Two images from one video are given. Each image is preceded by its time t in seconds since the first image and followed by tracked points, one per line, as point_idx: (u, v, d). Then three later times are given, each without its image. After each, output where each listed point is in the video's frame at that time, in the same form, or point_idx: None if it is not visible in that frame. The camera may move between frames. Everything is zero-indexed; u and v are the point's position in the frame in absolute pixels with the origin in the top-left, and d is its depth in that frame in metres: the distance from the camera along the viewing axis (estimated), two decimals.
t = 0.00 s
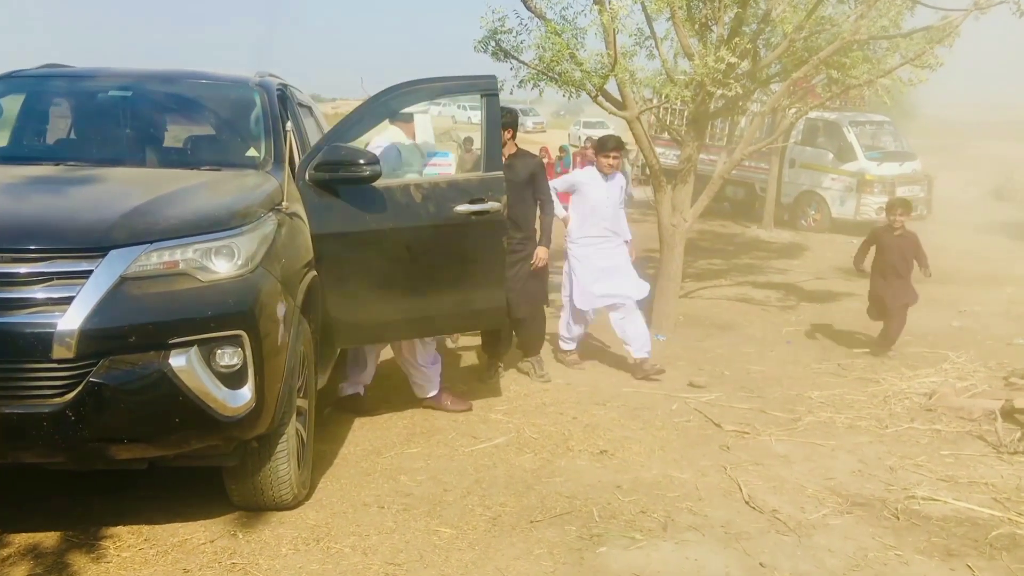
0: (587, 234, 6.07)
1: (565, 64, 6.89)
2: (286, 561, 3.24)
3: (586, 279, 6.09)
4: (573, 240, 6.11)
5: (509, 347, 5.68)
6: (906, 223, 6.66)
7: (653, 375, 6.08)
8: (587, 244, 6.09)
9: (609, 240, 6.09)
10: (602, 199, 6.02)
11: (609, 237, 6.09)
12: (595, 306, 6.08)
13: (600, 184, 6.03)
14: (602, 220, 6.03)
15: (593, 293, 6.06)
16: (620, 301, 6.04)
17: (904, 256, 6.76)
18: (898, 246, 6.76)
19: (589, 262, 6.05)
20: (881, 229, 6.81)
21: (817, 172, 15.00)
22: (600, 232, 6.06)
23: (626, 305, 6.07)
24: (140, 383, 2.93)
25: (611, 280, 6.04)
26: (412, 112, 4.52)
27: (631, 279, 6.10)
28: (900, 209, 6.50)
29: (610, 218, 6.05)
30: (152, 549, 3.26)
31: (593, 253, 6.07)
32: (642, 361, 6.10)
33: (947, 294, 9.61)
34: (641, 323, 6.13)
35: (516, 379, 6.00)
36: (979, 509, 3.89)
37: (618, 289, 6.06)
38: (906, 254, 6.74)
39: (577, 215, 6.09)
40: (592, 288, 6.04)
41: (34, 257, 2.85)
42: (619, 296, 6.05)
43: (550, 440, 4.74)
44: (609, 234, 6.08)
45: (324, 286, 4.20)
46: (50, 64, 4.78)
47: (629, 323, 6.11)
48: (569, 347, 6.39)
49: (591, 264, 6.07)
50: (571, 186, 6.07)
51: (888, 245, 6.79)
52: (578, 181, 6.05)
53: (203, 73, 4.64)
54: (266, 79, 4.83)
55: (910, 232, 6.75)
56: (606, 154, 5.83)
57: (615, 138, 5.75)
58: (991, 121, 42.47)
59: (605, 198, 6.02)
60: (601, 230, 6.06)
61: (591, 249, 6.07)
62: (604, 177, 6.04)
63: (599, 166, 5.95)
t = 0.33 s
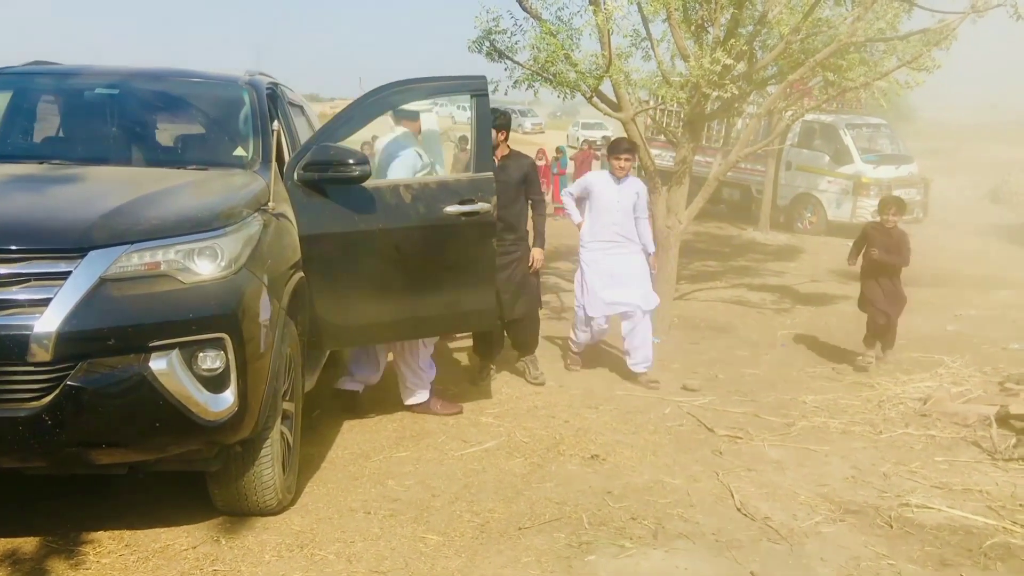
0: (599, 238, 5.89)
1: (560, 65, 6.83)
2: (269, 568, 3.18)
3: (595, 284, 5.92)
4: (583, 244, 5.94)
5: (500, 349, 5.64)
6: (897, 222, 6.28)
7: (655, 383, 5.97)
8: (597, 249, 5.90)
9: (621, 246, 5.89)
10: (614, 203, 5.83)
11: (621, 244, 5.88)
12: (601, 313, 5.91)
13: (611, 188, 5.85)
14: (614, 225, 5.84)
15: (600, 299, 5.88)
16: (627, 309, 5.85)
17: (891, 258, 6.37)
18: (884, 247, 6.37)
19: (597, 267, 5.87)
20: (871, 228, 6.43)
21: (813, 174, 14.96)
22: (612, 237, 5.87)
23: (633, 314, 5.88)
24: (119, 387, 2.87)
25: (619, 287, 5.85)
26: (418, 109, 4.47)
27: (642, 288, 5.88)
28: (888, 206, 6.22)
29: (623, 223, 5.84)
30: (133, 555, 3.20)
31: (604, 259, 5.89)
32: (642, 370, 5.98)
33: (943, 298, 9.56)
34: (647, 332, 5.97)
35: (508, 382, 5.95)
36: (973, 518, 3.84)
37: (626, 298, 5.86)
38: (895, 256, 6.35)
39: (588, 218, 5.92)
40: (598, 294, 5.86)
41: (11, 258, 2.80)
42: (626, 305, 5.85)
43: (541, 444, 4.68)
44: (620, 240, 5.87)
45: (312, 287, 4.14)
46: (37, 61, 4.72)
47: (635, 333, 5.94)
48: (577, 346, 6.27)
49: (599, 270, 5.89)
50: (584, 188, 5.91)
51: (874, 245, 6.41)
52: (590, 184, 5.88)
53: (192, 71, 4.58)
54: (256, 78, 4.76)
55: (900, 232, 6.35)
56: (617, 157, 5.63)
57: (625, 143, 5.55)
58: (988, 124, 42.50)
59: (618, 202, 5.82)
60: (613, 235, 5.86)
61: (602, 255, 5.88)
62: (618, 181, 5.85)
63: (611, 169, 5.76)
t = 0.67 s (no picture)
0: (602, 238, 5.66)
1: (557, 68, 6.78)
2: None
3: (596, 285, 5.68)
4: (586, 244, 5.75)
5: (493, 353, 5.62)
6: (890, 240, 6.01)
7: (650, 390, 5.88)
8: (599, 249, 5.69)
9: (625, 247, 5.64)
10: (618, 202, 5.61)
11: (626, 244, 5.64)
12: (600, 315, 5.66)
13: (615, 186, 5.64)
14: (617, 224, 5.61)
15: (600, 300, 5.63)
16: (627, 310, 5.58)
17: (884, 277, 6.07)
18: (877, 266, 6.07)
19: (597, 266, 5.66)
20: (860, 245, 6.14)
21: (813, 179, 14.91)
22: (615, 237, 5.63)
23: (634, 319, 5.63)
24: (98, 392, 2.82)
25: (620, 288, 5.60)
26: (421, 111, 4.47)
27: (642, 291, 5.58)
28: (880, 223, 5.97)
29: (627, 223, 5.61)
30: (113, 563, 3.14)
31: (605, 259, 5.65)
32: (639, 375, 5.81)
33: (942, 305, 9.50)
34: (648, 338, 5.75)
35: (501, 387, 5.89)
36: (970, 531, 3.78)
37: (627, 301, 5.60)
38: (887, 276, 6.06)
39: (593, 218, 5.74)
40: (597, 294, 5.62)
41: None
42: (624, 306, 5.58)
43: (533, 451, 4.62)
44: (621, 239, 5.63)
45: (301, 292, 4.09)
46: (27, 59, 4.66)
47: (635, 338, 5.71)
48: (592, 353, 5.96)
49: (600, 270, 5.66)
50: (588, 187, 5.73)
51: (867, 264, 6.10)
52: (595, 182, 5.68)
53: (183, 71, 4.53)
54: (248, 78, 4.70)
55: (893, 250, 6.07)
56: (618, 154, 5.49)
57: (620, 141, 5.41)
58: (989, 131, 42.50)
59: (622, 201, 5.60)
60: (616, 235, 5.63)
61: (604, 255, 5.65)
62: (623, 180, 5.63)
63: (614, 167, 5.58)
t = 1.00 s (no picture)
0: (601, 242, 5.54)
1: (556, 70, 6.72)
2: None
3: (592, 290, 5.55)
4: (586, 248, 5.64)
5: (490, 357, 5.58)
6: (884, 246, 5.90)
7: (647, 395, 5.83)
8: (598, 253, 5.56)
9: (624, 252, 5.51)
10: (618, 206, 5.48)
11: (625, 249, 5.51)
12: (597, 321, 5.54)
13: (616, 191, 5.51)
14: (615, 228, 5.48)
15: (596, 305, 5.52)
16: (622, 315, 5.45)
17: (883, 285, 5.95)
18: (877, 273, 5.92)
19: (594, 271, 5.53)
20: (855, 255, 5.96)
21: (814, 183, 14.85)
22: (614, 242, 5.50)
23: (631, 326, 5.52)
24: (79, 397, 2.76)
25: (617, 294, 5.47)
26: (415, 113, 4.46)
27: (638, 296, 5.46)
28: (877, 231, 5.79)
29: (626, 228, 5.47)
30: (96, 570, 3.09)
31: (604, 264, 5.53)
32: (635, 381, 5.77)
33: (944, 311, 9.43)
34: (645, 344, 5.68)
35: (497, 391, 5.84)
36: (969, 542, 3.73)
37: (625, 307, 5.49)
38: (886, 283, 5.94)
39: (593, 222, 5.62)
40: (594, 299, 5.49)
41: None
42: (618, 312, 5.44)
43: (527, 458, 4.57)
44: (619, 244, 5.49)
45: (292, 295, 4.04)
46: (18, 58, 4.61)
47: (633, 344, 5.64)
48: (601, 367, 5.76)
49: (597, 274, 5.53)
50: (591, 191, 5.63)
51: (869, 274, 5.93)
52: (596, 185, 5.57)
53: (176, 71, 4.48)
54: (241, 79, 4.65)
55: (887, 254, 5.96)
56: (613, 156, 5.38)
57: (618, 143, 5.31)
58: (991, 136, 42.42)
59: (621, 205, 5.46)
60: (615, 239, 5.50)
61: (603, 260, 5.53)
62: (623, 184, 5.49)
63: (612, 170, 5.45)
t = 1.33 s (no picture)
0: (597, 252, 5.43)
1: (554, 72, 6.65)
2: None
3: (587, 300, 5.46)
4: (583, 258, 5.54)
5: (486, 362, 5.66)
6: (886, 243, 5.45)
7: (644, 402, 5.76)
8: (594, 263, 5.46)
9: (620, 261, 5.39)
10: (612, 214, 5.37)
11: (622, 259, 5.39)
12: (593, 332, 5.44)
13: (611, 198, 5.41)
14: (611, 237, 5.36)
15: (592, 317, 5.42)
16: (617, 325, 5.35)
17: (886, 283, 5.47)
18: (881, 269, 5.45)
19: (590, 281, 5.43)
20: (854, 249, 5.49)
21: (817, 188, 14.76)
22: (610, 251, 5.39)
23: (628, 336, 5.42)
24: (56, 405, 2.69)
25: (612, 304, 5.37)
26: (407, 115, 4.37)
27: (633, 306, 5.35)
28: (877, 227, 5.35)
29: (621, 237, 5.35)
30: None
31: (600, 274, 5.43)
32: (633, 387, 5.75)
33: (947, 317, 9.34)
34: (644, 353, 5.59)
35: (492, 397, 5.77)
36: (969, 556, 3.65)
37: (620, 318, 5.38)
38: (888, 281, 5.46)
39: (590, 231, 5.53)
40: (588, 310, 5.40)
41: None
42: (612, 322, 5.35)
43: (520, 466, 4.50)
44: (614, 252, 5.38)
45: (282, 299, 3.97)
46: (6, 58, 4.55)
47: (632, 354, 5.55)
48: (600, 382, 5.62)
49: (592, 284, 5.43)
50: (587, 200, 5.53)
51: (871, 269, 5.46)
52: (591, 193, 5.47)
53: (165, 71, 4.41)
54: (232, 79, 4.59)
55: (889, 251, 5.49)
56: (605, 161, 5.26)
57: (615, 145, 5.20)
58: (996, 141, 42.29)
59: (616, 213, 5.34)
60: (611, 248, 5.39)
61: (598, 269, 5.43)
62: (618, 191, 5.37)
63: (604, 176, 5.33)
